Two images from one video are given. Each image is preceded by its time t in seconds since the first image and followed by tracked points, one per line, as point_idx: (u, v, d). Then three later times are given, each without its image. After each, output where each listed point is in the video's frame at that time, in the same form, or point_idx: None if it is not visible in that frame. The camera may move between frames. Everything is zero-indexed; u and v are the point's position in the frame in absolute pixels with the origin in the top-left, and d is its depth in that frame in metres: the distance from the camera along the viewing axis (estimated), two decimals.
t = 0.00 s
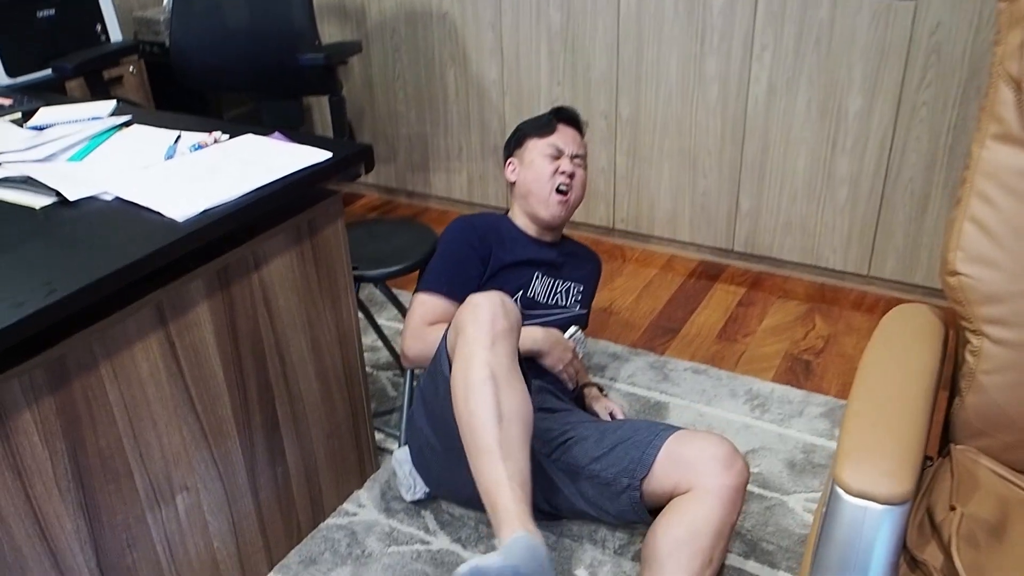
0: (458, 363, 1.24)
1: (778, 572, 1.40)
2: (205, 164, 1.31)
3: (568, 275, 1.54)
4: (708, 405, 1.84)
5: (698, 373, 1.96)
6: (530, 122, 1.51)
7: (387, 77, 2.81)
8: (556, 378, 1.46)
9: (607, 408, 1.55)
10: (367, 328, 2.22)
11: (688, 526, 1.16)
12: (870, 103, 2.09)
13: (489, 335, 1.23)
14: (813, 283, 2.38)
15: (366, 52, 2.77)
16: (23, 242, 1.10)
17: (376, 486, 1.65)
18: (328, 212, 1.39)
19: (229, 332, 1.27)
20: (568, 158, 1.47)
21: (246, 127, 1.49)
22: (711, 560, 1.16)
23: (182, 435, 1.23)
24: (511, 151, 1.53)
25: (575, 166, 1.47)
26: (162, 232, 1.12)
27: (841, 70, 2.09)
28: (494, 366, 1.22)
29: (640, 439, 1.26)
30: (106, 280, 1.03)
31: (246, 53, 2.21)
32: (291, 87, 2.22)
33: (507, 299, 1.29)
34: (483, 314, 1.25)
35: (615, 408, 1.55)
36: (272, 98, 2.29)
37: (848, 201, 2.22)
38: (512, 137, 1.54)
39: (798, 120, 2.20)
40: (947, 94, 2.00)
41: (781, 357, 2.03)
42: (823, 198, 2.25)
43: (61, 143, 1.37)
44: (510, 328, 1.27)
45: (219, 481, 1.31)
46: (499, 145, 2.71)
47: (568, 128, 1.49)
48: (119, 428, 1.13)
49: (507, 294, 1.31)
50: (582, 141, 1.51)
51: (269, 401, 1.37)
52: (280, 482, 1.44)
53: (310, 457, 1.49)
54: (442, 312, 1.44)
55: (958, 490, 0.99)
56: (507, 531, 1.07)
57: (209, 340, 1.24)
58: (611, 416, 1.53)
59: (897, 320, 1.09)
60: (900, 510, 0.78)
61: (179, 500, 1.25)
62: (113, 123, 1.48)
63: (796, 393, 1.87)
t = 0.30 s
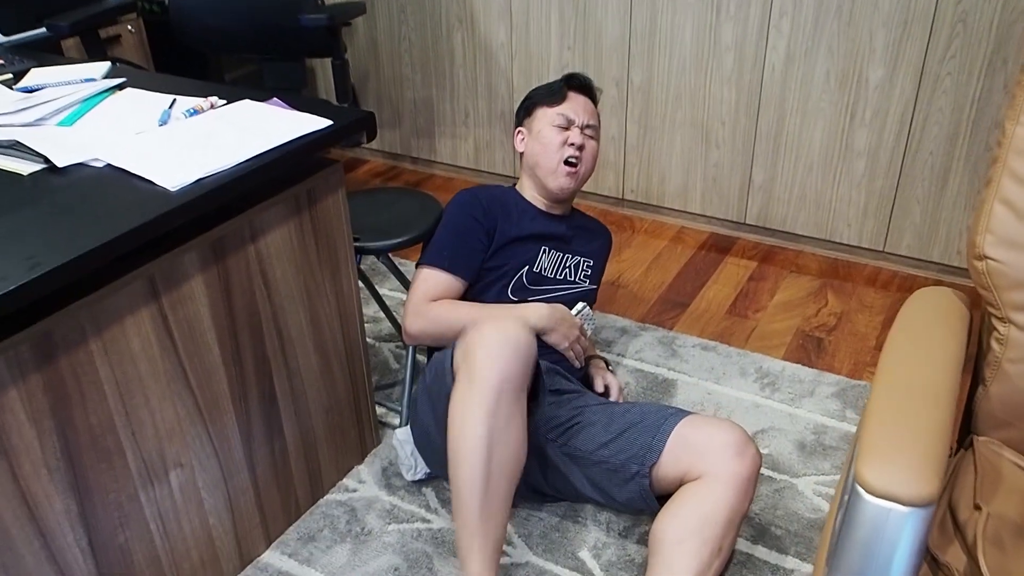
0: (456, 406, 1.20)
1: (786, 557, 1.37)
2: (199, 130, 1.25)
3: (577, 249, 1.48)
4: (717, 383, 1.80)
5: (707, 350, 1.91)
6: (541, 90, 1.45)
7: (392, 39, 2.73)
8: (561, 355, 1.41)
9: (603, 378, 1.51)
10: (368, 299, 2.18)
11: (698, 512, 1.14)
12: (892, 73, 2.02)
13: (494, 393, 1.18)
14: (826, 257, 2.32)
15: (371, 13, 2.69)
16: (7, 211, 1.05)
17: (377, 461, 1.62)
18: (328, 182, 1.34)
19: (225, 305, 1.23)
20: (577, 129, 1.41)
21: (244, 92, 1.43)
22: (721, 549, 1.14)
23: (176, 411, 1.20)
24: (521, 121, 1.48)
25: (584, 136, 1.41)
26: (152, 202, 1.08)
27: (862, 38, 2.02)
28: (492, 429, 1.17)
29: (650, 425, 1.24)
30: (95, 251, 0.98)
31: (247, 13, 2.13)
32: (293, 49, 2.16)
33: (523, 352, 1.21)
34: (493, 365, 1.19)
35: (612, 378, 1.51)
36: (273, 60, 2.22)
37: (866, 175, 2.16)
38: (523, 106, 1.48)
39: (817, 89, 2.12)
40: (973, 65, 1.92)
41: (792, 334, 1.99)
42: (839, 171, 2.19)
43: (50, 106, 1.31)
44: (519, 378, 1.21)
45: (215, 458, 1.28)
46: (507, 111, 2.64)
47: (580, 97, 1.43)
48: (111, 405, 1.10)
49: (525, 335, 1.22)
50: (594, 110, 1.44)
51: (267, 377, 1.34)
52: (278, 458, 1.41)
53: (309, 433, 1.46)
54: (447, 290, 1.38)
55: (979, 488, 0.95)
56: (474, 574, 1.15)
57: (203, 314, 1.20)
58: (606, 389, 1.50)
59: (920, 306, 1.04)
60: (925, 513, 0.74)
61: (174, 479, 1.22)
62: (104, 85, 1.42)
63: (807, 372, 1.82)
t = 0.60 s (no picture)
0: (439, 513, 1.14)
1: None
2: (185, 141, 1.20)
3: (577, 263, 1.44)
4: (717, 401, 1.75)
5: (706, 367, 1.87)
6: (536, 101, 1.41)
7: (385, 43, 2.68)
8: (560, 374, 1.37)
9: (597, 395, 1.47)
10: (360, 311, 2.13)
11: (706, 541, 1.11)
12: (896, 84, 1.98)
13: (481, 499, 1.13)
14: (827, 271, 2.28)
15: (364, 17, 2.64)
16: None
17: (367, 482, 1.58)
18: (319, 195, 1.29)
19: (210, 324, 1.18)
20: (573, 140, 1.37)
21: (232, 99, 1.38)
22: None
23: (158, 435, 1.14)
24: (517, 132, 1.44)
25: (579, 147, 1.37)
26: (134, 218, 1.02)
27: (865, 49, 1.98)
28: (478, 536, 1.12)
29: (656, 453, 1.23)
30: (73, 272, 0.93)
31: (237, 16, 2.08)
32: (284, 53, 2.11)
33: (514, 454, 1.16)
34: (481, 466, 1.14)
35: (607, 395, 1.48)
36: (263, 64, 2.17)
37: (868, 187, 2.12)
38: (519, 118, 1.44)
39: (819, 100, 2.08)
40: (979, 77, 1.89)
41: (793, 350, 1.95)
42: (841, 183, 2.15)
43: (30, 114, 1.26)
44: (508, 481, 1.16)
45: (199, 483, 1.23)
46: (502, 118, 2.59)
47: (575, 107, 1.39)
48: (89, 431, 1.04)
49: (515, 429, 1.18)
50: (591, 121, 1.40)
51: (254, 398, 1.29)
52: (265, 481, 1.36)
53: (298, 454, 1.41)
54: (447, 307, 1.32)
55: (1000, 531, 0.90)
56: None
57: (187, 333, 1.14)
58: (598, 405, 1.47)
59: (933, 333, 1.00)
60: (952, 564, 0.70)
61: (155, 505, 1.17)
62: (87, 92, 1.37)
63: (808, 390, 1.78)
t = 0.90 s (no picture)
0: (431, 528, 1.10)
1: None
2: (167, 144, 1.15)
3: (575, 263, 1.40)
4: (715, 401, 1.72)
5: (704, 365, 1.84)
6: (535, 95, 1.36)
7: (371, 37, 2.62)
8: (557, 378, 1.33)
9: (598, 398, 1.44)
10: (349, 313, 2.09)
11: (710, 550, 1.08)
12: (893, 75, 1.95)
13: (473, 512, 1.09)
14: (822, 264, 2.26)
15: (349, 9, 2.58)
16: None
17: (360, 491, 1.54)
18: (307, 198, 1.25)
19: (195, 334, 1.13)
20: (571, 137, 1.32)
21: (215, 98, 1.33)
22: None
23: (143, 451, 1.10)
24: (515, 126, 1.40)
25: (578, 145, 1.32)
26: (114, 226, 0.98)
27: (861, 40, 1.95)
28: (471, 549, 1.08)
29: (659, 459, 1.19)
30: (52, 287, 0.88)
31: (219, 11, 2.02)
32: (268, 49, 2.05)
33: (506, 462, 1.12)
34: (472, 479, 1.10)
35: (608, 397, 1.45)
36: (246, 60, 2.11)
37: (864, 180, 2.09)
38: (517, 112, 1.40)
39: (814, 92, 2.05)
40: (978, 67, 1.86)
41: (790, 347, 1.92)
42: (837, 176, 2.12)
43: (3, 116, 1.21)
44: (501, 491, 1.12)
45: (187, 499, 1.19)
46: (491, 112, 2.55)
47: (575, 103, 1.34)
48: (70, 450, 1.00)
49: (507, 438, 1.13)
50: (591, 117, 1.35)
51: (242, 409, 1.24)
52: (255, 494, 1.31)
53: (288, 464, 1.37)
54: (444, 309, 1.28)
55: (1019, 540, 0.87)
56: None
57: (171, 344, 1.10)
58: (599, 409, 1.44)
59: (947, 338, 0.98)
60: None
61: (141, 524, 1.13)
62: (62, 92, 1.31)
63: (808, 387, 1.76)
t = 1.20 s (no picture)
0: (430, 525, 1.07)
1: None
2: (144, 132, 1.10)
3: (569, 249, 1.37)
4: (711, 385, 1.70)
5: (699, 349, 1.81)
6: (533, 77, 1.32)
7: (352, 18, 2.56)
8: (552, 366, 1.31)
9: (598, 386, 1.42)
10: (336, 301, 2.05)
11: (712, 539, 1.06)
12: (884, 52, 1.92)
13: (473, 509, 1.06)
14: (813, 244, 2.24)
15: None
16: None
17: (353, 484, 1.51)
18: (293, 186, 1.20)
19: (180, 330, 1.09)
20: (569, 122, 1.29)
21: (194, 84, 1.28)
22: None
23: (129, 453, 1.06)
24: (512, 107, 1.36)
25: (575, 131, 1.29)
26: (91, 220, 0.93)
27: (852, 15, 1.92)
28: (473, 547, 1.05)
29: (658, 446, 1.16)
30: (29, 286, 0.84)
31: None
32: (247, 32, 2.00)
33: (507, 456, 1.10)
34: (472, 475, 1.08)
35: (606, 383, 1.43)
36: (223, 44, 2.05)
37: (856, 158, 2.07)
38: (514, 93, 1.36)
39: (805, 70, 2.02)
40: (970, 42, 1.83)
41: (784, 328, 1.90)
42: (828, 155, 2.10)
43: None
44: (502, 486, 1.09)
45: (176, 500, 1.15)
46: (476, 94, 2.50)
47: (574, 86, 1.31)
48: (53, 454, 0.96)
49: (507, 433, 1.11)
50: (590, 101, 1.32)
51: (231, 407, 1.21)
52: (245, 491, 1.28)
53: (279, 460, 1.34)
54: (439, 298, 1.25)
55: None
56: None
57: (156, 341, 1.06)
58: (601, 395, 1.42)
59: (955, 320, 0.95)
60: None
61: (129, 527, 1.09)
62: (33, 80, 1.26)
63: (804, 369, 1.74)
